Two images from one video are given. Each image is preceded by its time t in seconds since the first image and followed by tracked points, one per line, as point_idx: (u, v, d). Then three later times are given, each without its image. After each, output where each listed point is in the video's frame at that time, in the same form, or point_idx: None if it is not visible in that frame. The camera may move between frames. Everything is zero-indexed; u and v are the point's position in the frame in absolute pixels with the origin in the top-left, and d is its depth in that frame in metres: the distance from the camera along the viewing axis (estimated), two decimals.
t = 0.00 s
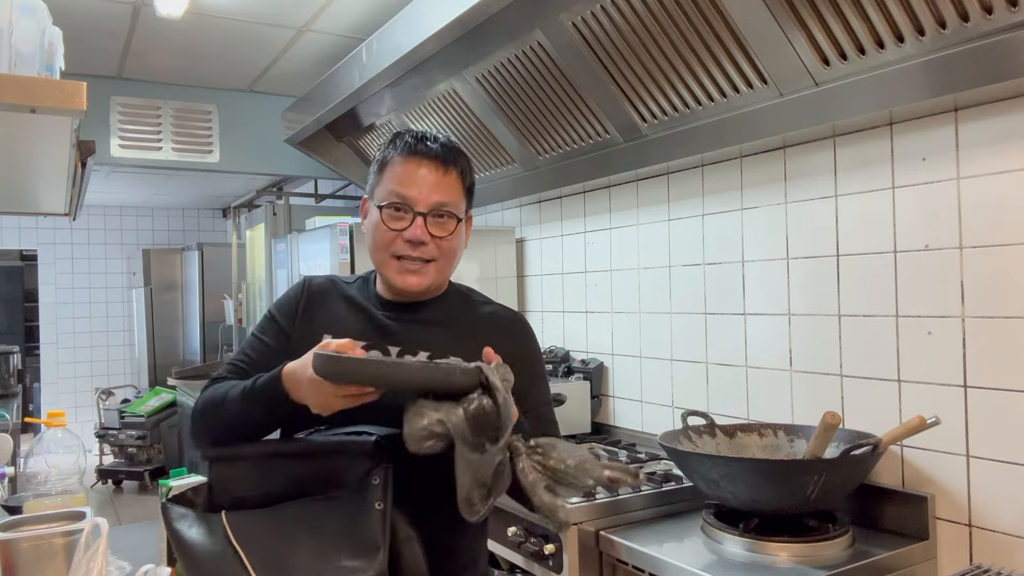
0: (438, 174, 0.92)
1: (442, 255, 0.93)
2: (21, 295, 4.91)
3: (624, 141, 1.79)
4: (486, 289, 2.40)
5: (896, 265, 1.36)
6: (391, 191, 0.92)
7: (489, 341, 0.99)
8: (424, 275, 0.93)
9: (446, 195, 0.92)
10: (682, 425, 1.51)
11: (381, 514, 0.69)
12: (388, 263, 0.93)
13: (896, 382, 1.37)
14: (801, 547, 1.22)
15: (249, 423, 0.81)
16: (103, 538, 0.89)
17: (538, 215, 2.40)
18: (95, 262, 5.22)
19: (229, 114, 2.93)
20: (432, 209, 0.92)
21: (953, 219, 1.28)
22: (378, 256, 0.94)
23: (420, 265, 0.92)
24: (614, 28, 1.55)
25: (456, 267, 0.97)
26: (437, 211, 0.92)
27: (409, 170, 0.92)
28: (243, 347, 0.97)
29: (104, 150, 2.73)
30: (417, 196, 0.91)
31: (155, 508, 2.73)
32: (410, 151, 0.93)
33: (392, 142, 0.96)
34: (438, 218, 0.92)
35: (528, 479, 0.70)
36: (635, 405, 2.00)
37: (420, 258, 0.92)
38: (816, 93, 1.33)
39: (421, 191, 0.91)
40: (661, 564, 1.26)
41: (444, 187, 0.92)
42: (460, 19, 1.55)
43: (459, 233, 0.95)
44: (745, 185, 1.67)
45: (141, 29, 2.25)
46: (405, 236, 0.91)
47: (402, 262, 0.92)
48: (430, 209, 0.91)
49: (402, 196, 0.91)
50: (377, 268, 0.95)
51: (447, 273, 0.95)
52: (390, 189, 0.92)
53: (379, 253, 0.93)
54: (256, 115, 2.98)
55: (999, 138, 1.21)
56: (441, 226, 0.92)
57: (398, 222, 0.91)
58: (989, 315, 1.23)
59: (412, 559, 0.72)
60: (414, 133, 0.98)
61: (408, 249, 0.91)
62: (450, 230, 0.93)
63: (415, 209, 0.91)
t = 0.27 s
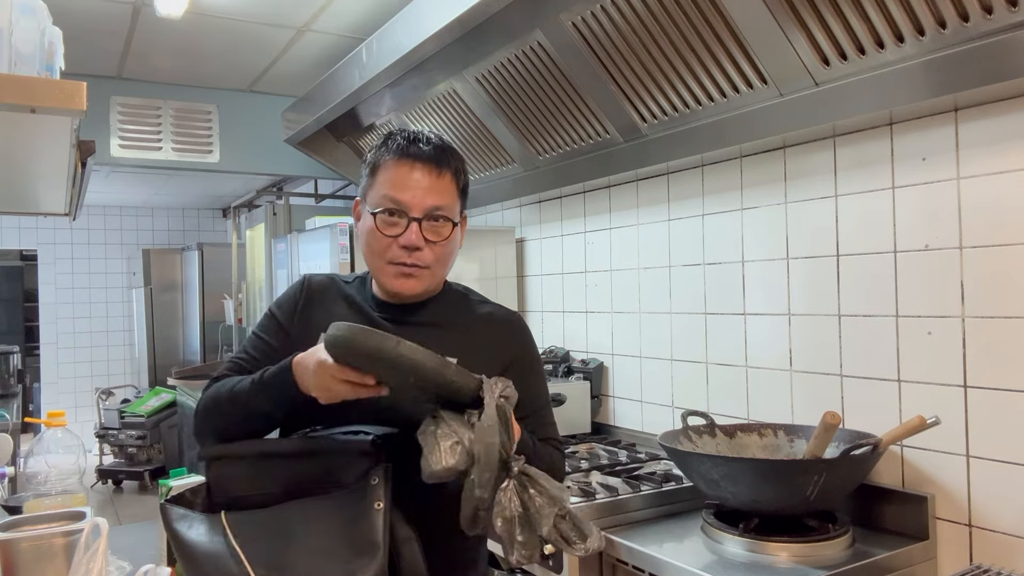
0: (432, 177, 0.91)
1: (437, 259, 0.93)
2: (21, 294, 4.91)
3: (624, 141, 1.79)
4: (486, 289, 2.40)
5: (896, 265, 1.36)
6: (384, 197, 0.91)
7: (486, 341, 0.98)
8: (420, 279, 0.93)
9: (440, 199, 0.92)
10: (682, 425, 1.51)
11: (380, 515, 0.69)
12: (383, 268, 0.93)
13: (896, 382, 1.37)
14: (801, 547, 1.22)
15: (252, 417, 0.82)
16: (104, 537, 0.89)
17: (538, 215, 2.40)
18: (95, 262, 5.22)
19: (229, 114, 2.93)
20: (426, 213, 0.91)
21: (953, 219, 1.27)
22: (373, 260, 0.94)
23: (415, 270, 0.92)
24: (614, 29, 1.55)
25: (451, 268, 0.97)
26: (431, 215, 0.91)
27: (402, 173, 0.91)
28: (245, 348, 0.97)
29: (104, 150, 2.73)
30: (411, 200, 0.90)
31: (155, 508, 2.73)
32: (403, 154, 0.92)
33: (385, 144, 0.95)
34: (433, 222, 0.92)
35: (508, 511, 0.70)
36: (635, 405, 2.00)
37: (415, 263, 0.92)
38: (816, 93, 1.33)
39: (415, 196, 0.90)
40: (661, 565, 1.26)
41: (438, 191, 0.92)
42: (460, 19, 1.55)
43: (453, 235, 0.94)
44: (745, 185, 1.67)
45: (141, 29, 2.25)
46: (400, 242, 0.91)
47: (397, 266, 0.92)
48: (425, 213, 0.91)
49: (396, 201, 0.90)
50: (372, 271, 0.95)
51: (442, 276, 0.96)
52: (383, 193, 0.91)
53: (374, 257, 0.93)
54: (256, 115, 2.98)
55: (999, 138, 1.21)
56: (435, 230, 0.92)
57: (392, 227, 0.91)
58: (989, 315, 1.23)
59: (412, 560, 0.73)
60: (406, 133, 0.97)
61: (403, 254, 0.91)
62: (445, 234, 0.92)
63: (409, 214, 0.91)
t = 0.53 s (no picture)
0: (424, 179, 0.91)
1: (429, 261, 0.93)
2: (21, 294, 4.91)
3: (624, 141, 1.79)
4: (486, 289, 2.41)
5: (897, 265, 1.36)
6: (374, 199, 0.91)
7: (483, 341, 0.98)
8: (413, 281, 0.93)
9: (432, 200, 0.92)
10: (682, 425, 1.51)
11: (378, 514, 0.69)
12: (377, 270, 0.93)
13: (896, 382, 1.37)
14: (801, 547, 1.22)
15: (250, 415, 0.82)
16: (103, 537, 0.89)
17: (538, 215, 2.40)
18: (95, 262, 5.22)
19: (229, 114, 2.93)
20: (417, 215, 0.91)
21: (953, 219, 1.28)
22: (365, 263, 0.94)
23: (408, 272, 0.92)
24: (614, 29, 1.55)
25: (445, 269, 0.97)
26: (423, 217, 0.91)
27: (393, 175, 0.91)
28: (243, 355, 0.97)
29: (104, 150, 2.72)
30: (402, 202, 0.90)
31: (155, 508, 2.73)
32: (395, 156, 0.92)
33: (376, 147, 0.95)
34: (425, 223, 0.92)
35: (554, 497, 0.72)
36: (635, 405, 2.00)
37: (406, 266, 0.92)
38: (816, 93, 1.33)
39: (407, 198, 0.90)
40: (661, 565, 1.26)
41: (430, 192, 0.91)
42: (460, 19, 1.55)
43: (445, 237, 0.94)
44: (745, 185, 1.67)
45: (141, 29, 2.25)
46: (393, 244, 0.91)
47: (391, 269, 0.92)
48: (417, 215, 0.91)
49: (388, 203, 0.90)
50: (366, 274, 0.96)
51: (435, 277, 0.96)
52: (375, 196, 0.91)
53: (367, 260, 0.93)
54: (256, 116, 2.98)
55: (999, 138, 1.21)
56: (427, 232, 0.92)
57: (384, 230, 0.91)
58: (989, 315, 1.23)
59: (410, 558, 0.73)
60: (397, 135, 0.97)
61: (394, 256, 0.91)
62: (438, 235, 0.92)
63: (401, 216, 0.90)
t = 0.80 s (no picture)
0: (437, 179, 0.92)
1: (444, 261, 0.93)
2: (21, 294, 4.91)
3: (624, 141, 1.79)
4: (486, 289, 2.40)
5: (897, 265, 1.36)
6: (393, 200, 0.90)
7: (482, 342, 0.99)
8: (428, 282, 0.93)
9: (446, 200, 0.92)
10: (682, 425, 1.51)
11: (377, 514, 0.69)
12: (392, 271, 0.92)
13: (896, 382, 1.37)
14: (801, 547, 1.22)
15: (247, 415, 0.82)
16: (103, 537, 0.89)
17: (538, 215, 2.40)
18: (95, 262, 5.22)
19: (229, 114, 2.93)
20: (435, 215, 0.91)
21: (953, 219, 1.28)
22: (379, 263, 0.93)
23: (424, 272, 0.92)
24: (614, 29, 1.55)
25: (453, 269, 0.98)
26: (440, 217, 0.92)
27: (408, 175, 0.91)
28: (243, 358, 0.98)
29: (104, 150, 2.72)
30: (421, 203, 0.90)
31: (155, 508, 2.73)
32: (407, 156, 0.92)
33: (384, 146, 0.94)
34: (441, 224, 0.92)
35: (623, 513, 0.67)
36: (635, 405, 2.00)
37: (424, 266, 0.92)
38: (816, 93, 1.33)
39: (424, 199, 0.91)
40: (661, 565, 1.26)
41: (444, 193, 0.92)
42: (460, 19, 1.55)
43: (456, 237, 0.95)
44: (745, 185, 1.67)
45: (141, 29, 2.25)
46: (411, 245, 0.90)
47: (407, 270, 0.92)
48: (434, 216, 0.91)
49: (405, 204, 0.90)
50: (376, 275, 0.94)
51: (446, 277, 0.96)
52: (391, 196, 0.91)
53: (381, 261, 0.92)
54: (256, 116, 2.98)
55: (999, 138, 1.21)
56: (443, 232, 0.92)
57: (402, 231, 0.90)
58: (989, 315, 1.23)
59: (409, 558, 0.73)
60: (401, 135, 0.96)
61: (415, 257, 0.91)
62: (452, 235, 0.93)
63: (419, 216, 0.90)
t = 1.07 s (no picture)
0: (438, 177, 0.93)
1: (446, 257, 0.93)
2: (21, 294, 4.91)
3: (624, 141, 1.79)
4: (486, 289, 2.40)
5: (896, 265, 1.36)
6: (395, 196, 0.91)
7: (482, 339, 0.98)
8: (431, 278, 0.93)
9: (447, 197, 0.93)
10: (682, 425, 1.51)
11: (378, 514, 0.69)
12: (395, 268, 0.92)
13: (896, 382, 1.37)
14: (801, 547, 1.22)
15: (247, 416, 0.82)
16: (104, 537, 0.89)
17: (538, 215, 2.40)
18: (95, 262, 5.22)
19: (229, 114, 2.93)
20: (438, 212, 0.92)
21: (953, 219, 1.28)
22: (381, 260, 0.92)
23: (427, 268, 0.92)
24: (614, 29, 1.55)
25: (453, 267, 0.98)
26: (442, 213, 0.92)
27: (410, 172, 0.91)
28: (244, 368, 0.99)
29: (104, 150, 2.73)
30: (423, 199, 0.91)
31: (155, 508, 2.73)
32: (408, 154, 0.92)
33: (386, 145, 0.94)
34: (443, 220, 0.92)
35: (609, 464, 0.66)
36: (635, 405, 2.00)
37: (427, 262, 0.91)
38: (816, 93, 1.33)
39: (427, 195, 0.91)
40: (661, 565, 1.26)
41: (445, 190, 0.93)
42: (460, 19, 1.55)
43: (457, 234, 0.95)
44: (744, 185, 1.67)
45: (141, 29, 2.25)
46: (414, 241, 0.90)
47: (410, 266, 0.91)
48: (436, 211, 0.91)
49: (407, 200, 0.90)
50: (378, 273, 0.94)
51: (447, 275, 0.96)
52: (393, 193, 0.91)
53: (383, 257, 0.92)
54: (256, 116, 2.98)
55: (999, 138, 1.21)
56: (445, 229, 0.93)
57: (404, 226, 0.90)
58: (989, 315, 1.23)
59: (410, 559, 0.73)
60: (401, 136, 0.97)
61: (417, 252, 0.90)
62: (453, 232, 0.93)
63: (421, 212, 0.91)
